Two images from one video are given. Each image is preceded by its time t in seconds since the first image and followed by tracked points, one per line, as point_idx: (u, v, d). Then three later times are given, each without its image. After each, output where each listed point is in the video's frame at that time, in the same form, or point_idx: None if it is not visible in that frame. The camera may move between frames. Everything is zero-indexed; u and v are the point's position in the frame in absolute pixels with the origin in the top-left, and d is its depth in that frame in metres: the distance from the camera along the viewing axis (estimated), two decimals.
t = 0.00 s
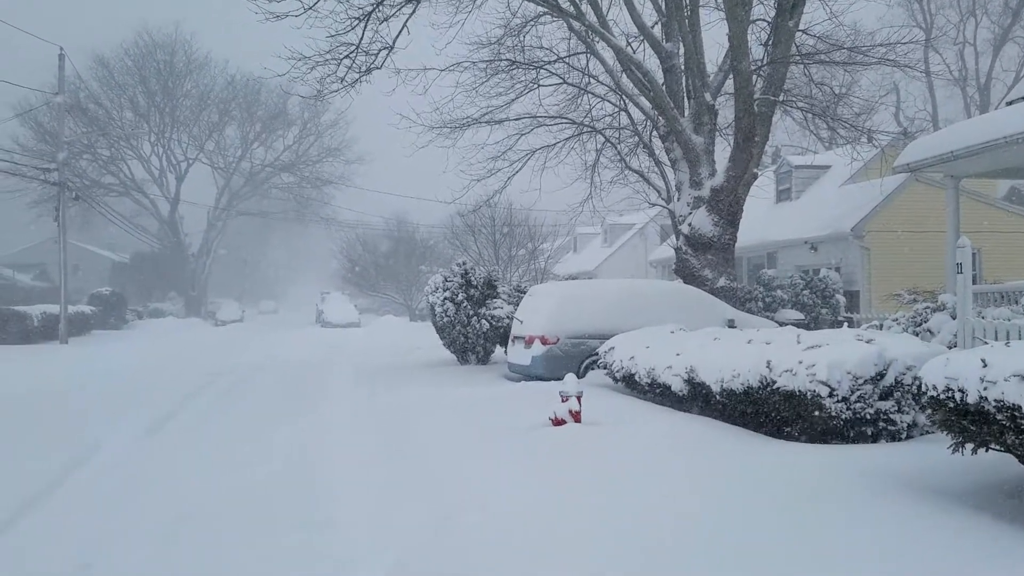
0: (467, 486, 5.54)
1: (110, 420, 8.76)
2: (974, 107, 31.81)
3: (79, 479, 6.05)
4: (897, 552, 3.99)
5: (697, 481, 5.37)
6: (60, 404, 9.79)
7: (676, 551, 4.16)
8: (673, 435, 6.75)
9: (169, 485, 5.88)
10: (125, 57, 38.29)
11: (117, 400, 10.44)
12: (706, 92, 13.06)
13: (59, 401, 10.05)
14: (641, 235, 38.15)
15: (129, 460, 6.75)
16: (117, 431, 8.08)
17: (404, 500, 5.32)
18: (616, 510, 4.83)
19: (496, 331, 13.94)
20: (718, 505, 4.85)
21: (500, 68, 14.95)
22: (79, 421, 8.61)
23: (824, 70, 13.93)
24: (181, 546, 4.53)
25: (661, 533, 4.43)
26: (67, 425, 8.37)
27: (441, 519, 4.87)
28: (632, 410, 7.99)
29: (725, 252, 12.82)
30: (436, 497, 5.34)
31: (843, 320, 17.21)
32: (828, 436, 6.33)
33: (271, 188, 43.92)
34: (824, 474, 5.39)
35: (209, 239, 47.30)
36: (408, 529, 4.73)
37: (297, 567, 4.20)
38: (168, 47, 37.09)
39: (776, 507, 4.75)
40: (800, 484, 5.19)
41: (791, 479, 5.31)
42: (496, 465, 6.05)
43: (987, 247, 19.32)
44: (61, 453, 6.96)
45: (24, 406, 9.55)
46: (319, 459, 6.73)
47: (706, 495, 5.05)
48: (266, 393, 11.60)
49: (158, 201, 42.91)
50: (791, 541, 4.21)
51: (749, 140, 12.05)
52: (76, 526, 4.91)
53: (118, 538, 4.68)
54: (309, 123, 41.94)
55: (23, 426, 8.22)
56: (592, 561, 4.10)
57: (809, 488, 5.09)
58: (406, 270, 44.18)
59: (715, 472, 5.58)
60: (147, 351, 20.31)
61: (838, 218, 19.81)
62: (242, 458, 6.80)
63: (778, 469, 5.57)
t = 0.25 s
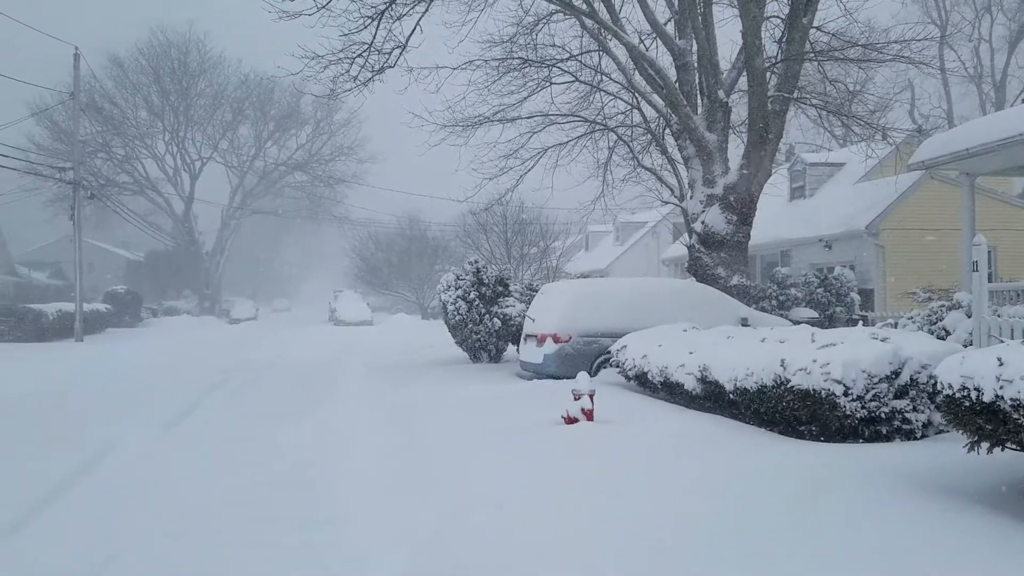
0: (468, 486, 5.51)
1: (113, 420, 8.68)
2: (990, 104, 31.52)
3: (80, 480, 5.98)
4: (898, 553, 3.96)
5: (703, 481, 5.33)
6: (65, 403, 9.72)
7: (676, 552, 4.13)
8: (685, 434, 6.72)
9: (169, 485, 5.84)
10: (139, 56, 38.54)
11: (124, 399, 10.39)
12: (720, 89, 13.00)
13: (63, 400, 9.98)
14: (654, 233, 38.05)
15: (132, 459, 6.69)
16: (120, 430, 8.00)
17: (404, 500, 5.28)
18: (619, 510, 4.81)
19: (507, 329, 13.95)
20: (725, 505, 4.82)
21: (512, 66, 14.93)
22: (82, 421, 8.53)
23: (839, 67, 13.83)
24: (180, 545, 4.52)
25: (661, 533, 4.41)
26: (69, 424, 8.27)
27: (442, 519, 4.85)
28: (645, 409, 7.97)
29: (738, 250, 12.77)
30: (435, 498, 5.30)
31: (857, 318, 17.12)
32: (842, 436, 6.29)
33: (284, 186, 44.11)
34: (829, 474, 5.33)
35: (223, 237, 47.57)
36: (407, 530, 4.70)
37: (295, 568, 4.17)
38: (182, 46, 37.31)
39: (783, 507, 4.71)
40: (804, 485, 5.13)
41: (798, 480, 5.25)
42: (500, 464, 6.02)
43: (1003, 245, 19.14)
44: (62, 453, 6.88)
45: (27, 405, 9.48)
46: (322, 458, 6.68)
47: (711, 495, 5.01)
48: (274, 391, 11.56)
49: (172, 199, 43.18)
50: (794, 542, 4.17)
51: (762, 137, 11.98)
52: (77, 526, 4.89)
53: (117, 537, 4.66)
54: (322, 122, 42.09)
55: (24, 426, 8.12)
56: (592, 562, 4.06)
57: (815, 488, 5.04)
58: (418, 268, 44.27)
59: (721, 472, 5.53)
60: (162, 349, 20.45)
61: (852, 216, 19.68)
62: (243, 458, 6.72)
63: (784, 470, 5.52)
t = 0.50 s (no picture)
0: (474, 486, 5.51)
1: (127, 419, 8.71)
2: (1009, 103, 31.17)
3: (90, 479, 6.00)
4: (904, 554, 3.93)
5: (712, 482, 5.31)
6: (79, 403, 9.79)
7: (678, 552, 4.13)
8: (699, 434, 6.70)
9: (177, 484, 5.87)
10: (157, 57, 38.89)
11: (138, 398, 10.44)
12: (735, 87, 12.92)
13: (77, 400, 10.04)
14: (669, 233, 37.92)
15: (142, 458, 6.71)
16: (132, 430, 8.03)
17: (409, 500, 5.29)
18: (626, 510, 4.80)
19: (522, 329, 13.94)
20: (734, 505, 4.79)
21: (527, 66, 14.93)
22: (96, 420, 8.57)
23: (855, 65, 13.71)
24: (186, 543, 4.55)
25: (664, 533, 4.40)
26: (82, 424, 8.31)
27: (445, 519, 4.85)
28: (660, 409, 7.94)
29: (754, 249, 12.70)
30: (440, 498, 5.30)
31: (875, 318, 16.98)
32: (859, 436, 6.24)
33: (300, 187, 44.35)
34: (838, 475, 5.30)
35: (239, 238, 47.89)
36: (410, 530, 4.70)
37: (298, 567, 4.19)
38: (199, 48, 37.60)
39: (793, 508, 4.68)
40: (812, 486, 5.09)
41: (807, 481, 5.21)
42: (509, 465, 6.02)
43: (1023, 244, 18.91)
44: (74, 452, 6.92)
45: (42, 404, 9.54)
46: (332, 458, 6.70)
47: (720, 495, 4.99)
48: (287, 391, 11.60)
49: (189, 200, 43.53)
50: (801, 543, 4.14)
51: (778, 135, 11.90)
52: (84, 524, 4.93)
53: (122, 536, 4.70)
54: (337, 123, 42.29)
55: (38, 425, 8.16)
56: (595, 562, 4.06)
57: (825, 489, 5.01)
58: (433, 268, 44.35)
59: (730, 473, 5.50)
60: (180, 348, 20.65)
61: (869, 215, 19.51)
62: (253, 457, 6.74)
63: (794, 470, 5.48)
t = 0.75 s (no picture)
0: (478, 486, 5.52)
1: (136, 419, 8.75)
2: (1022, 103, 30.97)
3: (98, 480, 6.03)
4: (910, 556, 3.91)
5: (717, 482, 5.30)
6: (89, 403, 9.83)
7: (680, 553, 4.12)
8: (708, 435, 6.69)
9: (184, 484, 5.90)
10: (168, 59, 39.10)
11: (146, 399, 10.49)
12: (746, 87, 12.86)
13: (87, 400, 10.08)
14: (678, 234, 37.84)
15: (150, 459, 6.75)
16: (140, 430, 8.07)
17: (413, 501, 5.30)
18: (630, 511, 4.80)
19: (531, 330, 13.95)
20: (740, 506, 4.79)
21: (537, 67, 14.91)
22: (104, 420, 8.61)
23: (866, 65, 13.64)
24: (189, 543, 4.59)
25: (667, 534, 4.40)
26: (91, 424, 8.35)
27: (448, 519, 4.86)
28: (670, 410, 7.92)
29: (764, 250, 12.67)
30: (444, 498, 5.31)
31: (886, 319, 16.90)
32: (869, 438, 6.21)
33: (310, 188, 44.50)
34: (844, 477, 5.28)
35: (250, 238, 48.09)
36: (412, 530, 4.71)
37: (300, 566, 4.21)
38: (210, 49, 37.78)
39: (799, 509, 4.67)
40: (817, 487, 5.08)
41: (813, 482, 5.20)
42: (514, 465, 6.03)
43: None
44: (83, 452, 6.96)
45: (52, 403, 9.60)
46: (337, 458, 6.72)
47: (726, 496, 4.98)
48: (296, 391, 11.64)
49: (200, 201, 43.76)
50: (804, 544, 4.13)
51: (789, 136, 11.85)
52: (90, 523, 4.97)
53: (127, 536, 4.72)
54: (347, 124, 42.43)
55: (47, 425, 8.20)
56: (597, 563, 4.06)
57: (831, 491, 4.99)
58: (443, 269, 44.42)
59: (735, 475, 5.48)
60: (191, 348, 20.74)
61: (881, 215, 19.41)
62: (260, 458, 6.77)
63: (800, 472, 5.46)
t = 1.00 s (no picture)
0: (487, 487, 5.54)
1: (148, 419, 8.81)
2: None
3: (111, 479, 6.08)
4: (921, 559, 3.89)
5: (727, 484, 5.30)
6: (102, 403, 9.90)
7: (689, 554, 4.12)
8: (721, 436, 6.67)
9: (196, 484, 5.95)
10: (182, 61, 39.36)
11: (159, 398, 10.56)
12: (758, 87, 12.81)
13: (100, 400, 10.16)
14: (691, 234, 37.75)
15: (163, 459, 6.79)
16: (153, 431, 8.13)
17: (423, 501, 5.32)
18: (640, 512, 4.80)
19: (542, 331, 13.96)
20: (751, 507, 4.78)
21: (548, 67, 14.95)
22: (117, 420, 8.67)
23: (880, 65, 13.56)
24: (201, 543, 4.63)
25: (676, 535, 4.39)
26: (104, 424, 8.41)
27: (457, 520, 4.88)
28: (682, 411, 7.91)
29: (777, 250, 12.64)
30: (453, 499, 5.33)
31: (900, 320, 16.80)
32: (883, 440, 6.17)
33: (322, 188, 44.68)
34: (855, 479, 5.26)
35: (262, 239, 48.33)
36: (422, 530, 4.73)
37: (310, 566, 4.24)
38: (223, 51, 38.00)
39: (810, 511, 4.66)
40: (828, 489, 5.07)
41: (824, 484, 5.18)
42: (525, 465, 6.05)
43: None
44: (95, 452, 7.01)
45: (65, 403, 9.67)
46: (348, 458, 6.76)
47: (737, 498, 4.97)
48: (308, 391, 11.69)
49: (213, 202, 44.00)
50: (814, 547, 4.12)
51: (802, 136, 11.80)
52: (103, 523, 5.01)
53: (139, 535, 4.77)
54: (359, 125, 42.58)
55: (59, 425, 8.26)
56: (604, 564, 4.06)
57: (841, 493, 4.98)
58: (454, 270, 44.47)
59: (745, 476, 5.48)
60: (204, 349, 20.90)
61: (894, 216, 19.29)
62: (270, 458, 6.81)
63: (811, 474, 5.45)
